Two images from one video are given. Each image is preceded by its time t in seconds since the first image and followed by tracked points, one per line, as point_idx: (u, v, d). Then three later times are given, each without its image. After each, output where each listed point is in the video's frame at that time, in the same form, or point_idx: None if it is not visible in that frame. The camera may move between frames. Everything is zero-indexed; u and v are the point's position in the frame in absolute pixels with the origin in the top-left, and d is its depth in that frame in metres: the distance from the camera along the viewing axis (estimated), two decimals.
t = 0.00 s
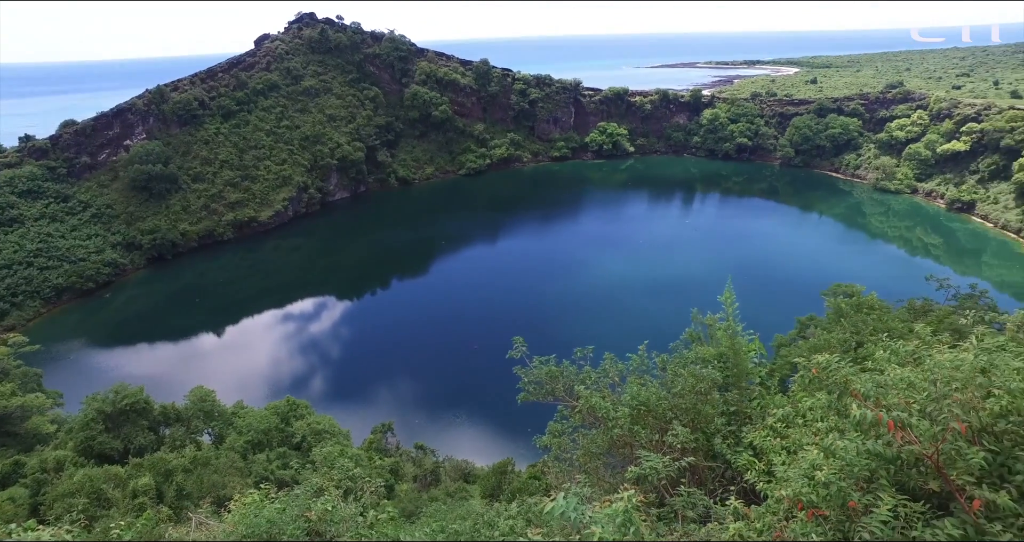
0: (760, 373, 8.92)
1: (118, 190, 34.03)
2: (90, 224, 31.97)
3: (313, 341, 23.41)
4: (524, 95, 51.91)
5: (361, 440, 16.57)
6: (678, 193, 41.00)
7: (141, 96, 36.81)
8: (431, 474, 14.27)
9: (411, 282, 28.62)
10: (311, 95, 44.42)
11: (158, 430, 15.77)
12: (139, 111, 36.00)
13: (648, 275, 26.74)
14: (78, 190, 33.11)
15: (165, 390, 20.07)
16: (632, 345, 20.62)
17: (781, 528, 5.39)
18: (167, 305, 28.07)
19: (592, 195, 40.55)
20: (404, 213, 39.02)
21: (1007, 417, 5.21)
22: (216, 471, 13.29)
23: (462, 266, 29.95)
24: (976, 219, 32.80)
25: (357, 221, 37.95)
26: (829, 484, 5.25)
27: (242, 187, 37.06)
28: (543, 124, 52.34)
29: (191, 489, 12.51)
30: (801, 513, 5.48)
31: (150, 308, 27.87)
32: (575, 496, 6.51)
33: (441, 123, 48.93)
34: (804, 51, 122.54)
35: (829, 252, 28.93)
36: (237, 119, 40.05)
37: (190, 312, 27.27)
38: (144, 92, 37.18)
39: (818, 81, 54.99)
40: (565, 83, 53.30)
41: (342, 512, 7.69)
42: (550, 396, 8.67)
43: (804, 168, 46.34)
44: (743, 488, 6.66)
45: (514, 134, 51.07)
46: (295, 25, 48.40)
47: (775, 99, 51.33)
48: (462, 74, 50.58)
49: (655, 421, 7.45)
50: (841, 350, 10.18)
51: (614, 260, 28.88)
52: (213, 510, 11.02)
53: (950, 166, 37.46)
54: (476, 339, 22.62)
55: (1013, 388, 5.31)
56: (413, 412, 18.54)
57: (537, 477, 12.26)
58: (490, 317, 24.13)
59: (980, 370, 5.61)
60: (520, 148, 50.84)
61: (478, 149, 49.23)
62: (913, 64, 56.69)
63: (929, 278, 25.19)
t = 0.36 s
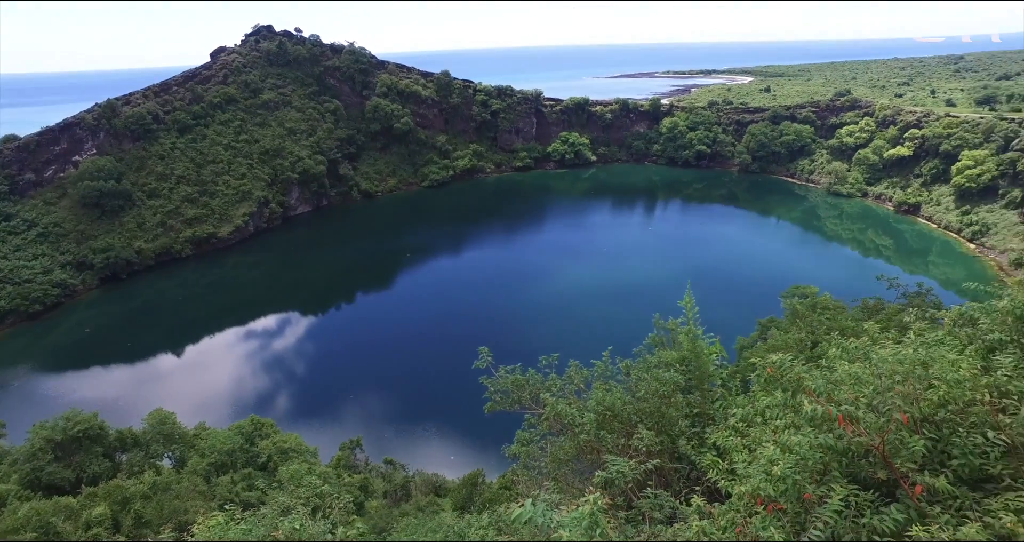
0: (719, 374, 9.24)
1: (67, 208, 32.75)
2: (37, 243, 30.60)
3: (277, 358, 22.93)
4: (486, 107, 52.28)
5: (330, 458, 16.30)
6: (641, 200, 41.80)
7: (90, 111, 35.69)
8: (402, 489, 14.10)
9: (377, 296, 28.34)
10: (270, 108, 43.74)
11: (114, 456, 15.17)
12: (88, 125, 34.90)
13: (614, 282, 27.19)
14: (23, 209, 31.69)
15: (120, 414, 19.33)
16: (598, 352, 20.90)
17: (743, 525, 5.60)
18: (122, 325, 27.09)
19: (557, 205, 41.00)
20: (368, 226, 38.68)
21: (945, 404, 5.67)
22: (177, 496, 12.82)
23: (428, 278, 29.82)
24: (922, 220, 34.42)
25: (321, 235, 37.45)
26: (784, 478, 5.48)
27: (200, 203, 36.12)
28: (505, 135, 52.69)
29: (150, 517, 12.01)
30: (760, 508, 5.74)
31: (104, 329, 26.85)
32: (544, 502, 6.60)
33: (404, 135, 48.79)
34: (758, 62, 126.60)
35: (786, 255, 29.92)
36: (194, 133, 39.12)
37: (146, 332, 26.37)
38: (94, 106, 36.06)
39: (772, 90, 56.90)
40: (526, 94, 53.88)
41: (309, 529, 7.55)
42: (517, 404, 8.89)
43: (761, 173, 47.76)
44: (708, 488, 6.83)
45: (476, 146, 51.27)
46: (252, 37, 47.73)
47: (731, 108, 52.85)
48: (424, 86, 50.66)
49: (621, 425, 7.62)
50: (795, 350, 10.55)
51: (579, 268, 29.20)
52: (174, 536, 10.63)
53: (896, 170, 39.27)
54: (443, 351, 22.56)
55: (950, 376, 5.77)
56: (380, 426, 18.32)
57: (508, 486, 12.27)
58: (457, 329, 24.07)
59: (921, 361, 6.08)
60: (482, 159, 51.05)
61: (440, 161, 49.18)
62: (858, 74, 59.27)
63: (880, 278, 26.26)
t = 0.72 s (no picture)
0: (685, 377, 9.49)
1: (15, 225, 31.36)
2: None
3: (242, 375, 22.41)
4: (451, 118, 52.38)
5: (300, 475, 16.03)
6: (607, 209, 42.39)
7: (39, 124, 34.70)
8: (373, 505, 13.86)
9: (344, 309, 28.00)
10: (231, 121, 42.94)
11: (68, 485, 14.51)
12: (37, 139, 33.90)
13: (581, 290, 27.47)
14: None
15: (76, 439, 18.57)
16: (566, 360, 21.09)
17: (708, 523, 5.79)
18: (77, 345, 26.10)
19: (524, 214, 41.28)
20: (335, 238, 38.24)
21: (894, 400, 6.12)
22: (136, 522, 12.10)
23: (396, 290, 29.59)
24: (876, 224, 35.77)
25: (287, 248, 36.84)
26: (745, 477, 5.71)
27: (160, 219, 35.08)
28: (471, 145, 52.80)
29: None
30: (725, 507, 5.94)
31: (58, 350, 25.81)
32: (514, 510, 6.67)
33: (369, 147, 48.48)
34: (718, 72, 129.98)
35: (748, 260, 30.71)
36: (151, 146, 38.08)
37: (105, 351, 25.48)
38: (44, 119, 35.03)
39: (731, 99, 58.47)
40: (491, 105, 54.20)
41: None
42: (486, 414, 9.10)
43: (724, 180, 48.87)
44: (676, 490, 6.98)
45: (442, 157, 51.21)
46: (211, 49, 46.93)
47: (693, 116, 54.07)
48: (388, 98, 50.55)
49: (589, 432, 7.77)
50: (757, 352, 10.83)
51: (547, 277, 29.41)
52: None
53: (851, 176, 40.72)
54: (414, 363, 22.41)
55: (899, 373, 6.23)
56: (349, 442, 18.06)
57: (482, 497, 12.23)
58: (425, 341, 23.94)
59: (873, 359, 6.53)
60: (449, 170, 50.99)
61: (407, 173, 48.89)
62: (812, 83, 61.44)
63: (837, 280, 27.18)
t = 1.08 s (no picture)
0: (652, 384, 9.72)
1: None
2: None
3: (208, 395, 21.81)
4: (419, 130, 52.25)
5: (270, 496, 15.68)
6: (576, 219, 42.84)
7: None
8: (347, 524, 13.59)
9: (314, 325, 27.57)
10: (195, 135, 42.12)
11: (20, 517, 13.79)
12: None
13: (552, 301, 27.62)
14: None
15: (30, 469, 17.77)
16: (538, 371, 21.16)
17: (678, 526, 5.89)
18: (33, 367, 25.06)
19: (494, 226, 41.41)
20: (304, 253, 37.72)
21: (851, 400, 6.49)
22: None
23: (366, 305, 29.27)
24: (837, 230, 36.93)
25: (254, 264, 36.17)
26: (711, 482, 5.91)
27: (120, 235, 33.98)
28: (439, 158, 52.82)
29: None
30: (693, 511, 6.11)
31: (11, 372, 24.71)
32: (489, 522, 6.66)
33: (337, 161, 48.13)
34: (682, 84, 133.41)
35: (715, 267, 31.37)
36: (110, 162, 37.02)
37: (63, 374, 24.53)
38: None
39: (696, 110, 59.89)
40: (459, 117, 54.42)
41: None
42: (457, 426, 9.23)
43: (690, 190, 49.85)
44: (646, 497, 7.15)
45: (411, 169, 50.97)
46: (173, 62, 46.09)
47: (659, 127, 55.16)
48: (355, 111, 50.35)
49: (560, 442, 7.90)
50: (723, 359, 11.09)
51: (518, 288, 29.48)
52: None
53: (812, 184, 42.04)
54: (385, 377, 22.18)
55: (855, 375, 6.60)
56: (319, 460, 17.73)
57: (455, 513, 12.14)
58: (397, 356, 23.70)
59: (832, 361, 6.89)
60: (417, 183, 50.78)
61: (376, 187, 48.44)
62: (772, 94, 63.39)
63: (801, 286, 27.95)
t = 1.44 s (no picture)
0: (625, 395, 9.84)
1: None
2: None
3: (175, 416, 21.19)
4: (390, 145, 51.99)
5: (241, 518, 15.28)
6: (548, 231, 43.13)
7: None
8: None
9: (284, 342, 27.07)
10: (159, 150, 41.23)
11: None
12: None
13: (526, 313, 27.68)
14: None
15: None
16: (511, 384, 21.13)
17: (652, 535, 5.95)
18: None
19: (467, 239, 41.40)
20: (273, 270, 37.10)
21: (816, 405, 6.78)
22: None
23: (337, 320, 28.88)
24: (803, 238, 37.94)
25: (222, 281, 35.47)
26: (683, 490, 6.10)
27: (81, 254, 32.86)
28: (410, 172, 52.74)
29: None
30: (667, 519, 6.20)
31: None
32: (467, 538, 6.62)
33: (306, 176, 47.72)
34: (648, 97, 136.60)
35: (685, 276, 31.92)
36: (70, 179, 35.93)
37: (20, 398, 23.53)
38: None
39: (663, 122, 61.07)
40: (430, 131, 54.53)
41: None
42: (430, 442, 9.33)
43: (659, 201, 50.72)
44: (621, 508, 7.26)
45: (382, 183, 50.63)
46: (136, 76, 45.15)
47: (628, 139, 56.05)
48: (324, 125, 50.02)
49: (535, 454, 8.01)
50: (692, 368, 11.26)
51: (491, 301, 29.43)
52: None
53: (778, 194, 43.16)
54: (358, 394, 21.88)
55: (819, 380, 6.89)
56: (290, 480, 17.35)
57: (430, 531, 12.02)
58: (369, 371, 23.42)
59: (797, 367, 7.17)
60: (388, 198, 50.40)
61: (346, 201, 47.92)
62: (737, 107, 65.06)
63: (769, 293, 28.56)
